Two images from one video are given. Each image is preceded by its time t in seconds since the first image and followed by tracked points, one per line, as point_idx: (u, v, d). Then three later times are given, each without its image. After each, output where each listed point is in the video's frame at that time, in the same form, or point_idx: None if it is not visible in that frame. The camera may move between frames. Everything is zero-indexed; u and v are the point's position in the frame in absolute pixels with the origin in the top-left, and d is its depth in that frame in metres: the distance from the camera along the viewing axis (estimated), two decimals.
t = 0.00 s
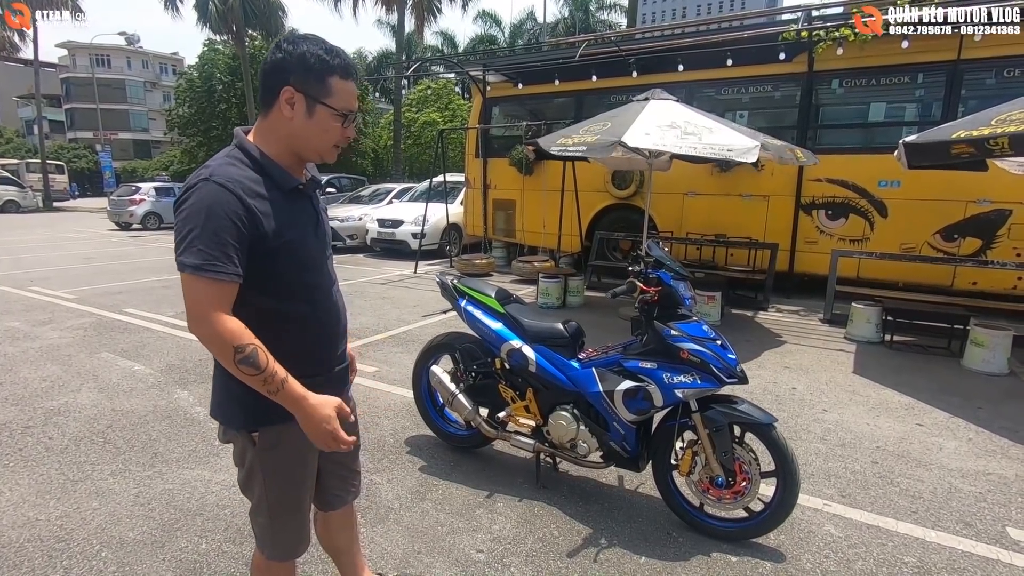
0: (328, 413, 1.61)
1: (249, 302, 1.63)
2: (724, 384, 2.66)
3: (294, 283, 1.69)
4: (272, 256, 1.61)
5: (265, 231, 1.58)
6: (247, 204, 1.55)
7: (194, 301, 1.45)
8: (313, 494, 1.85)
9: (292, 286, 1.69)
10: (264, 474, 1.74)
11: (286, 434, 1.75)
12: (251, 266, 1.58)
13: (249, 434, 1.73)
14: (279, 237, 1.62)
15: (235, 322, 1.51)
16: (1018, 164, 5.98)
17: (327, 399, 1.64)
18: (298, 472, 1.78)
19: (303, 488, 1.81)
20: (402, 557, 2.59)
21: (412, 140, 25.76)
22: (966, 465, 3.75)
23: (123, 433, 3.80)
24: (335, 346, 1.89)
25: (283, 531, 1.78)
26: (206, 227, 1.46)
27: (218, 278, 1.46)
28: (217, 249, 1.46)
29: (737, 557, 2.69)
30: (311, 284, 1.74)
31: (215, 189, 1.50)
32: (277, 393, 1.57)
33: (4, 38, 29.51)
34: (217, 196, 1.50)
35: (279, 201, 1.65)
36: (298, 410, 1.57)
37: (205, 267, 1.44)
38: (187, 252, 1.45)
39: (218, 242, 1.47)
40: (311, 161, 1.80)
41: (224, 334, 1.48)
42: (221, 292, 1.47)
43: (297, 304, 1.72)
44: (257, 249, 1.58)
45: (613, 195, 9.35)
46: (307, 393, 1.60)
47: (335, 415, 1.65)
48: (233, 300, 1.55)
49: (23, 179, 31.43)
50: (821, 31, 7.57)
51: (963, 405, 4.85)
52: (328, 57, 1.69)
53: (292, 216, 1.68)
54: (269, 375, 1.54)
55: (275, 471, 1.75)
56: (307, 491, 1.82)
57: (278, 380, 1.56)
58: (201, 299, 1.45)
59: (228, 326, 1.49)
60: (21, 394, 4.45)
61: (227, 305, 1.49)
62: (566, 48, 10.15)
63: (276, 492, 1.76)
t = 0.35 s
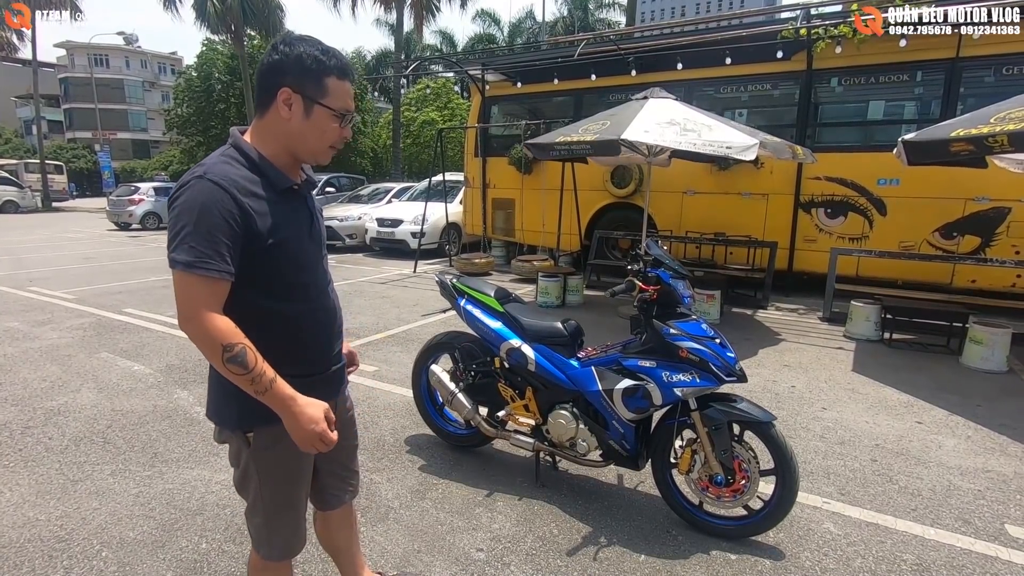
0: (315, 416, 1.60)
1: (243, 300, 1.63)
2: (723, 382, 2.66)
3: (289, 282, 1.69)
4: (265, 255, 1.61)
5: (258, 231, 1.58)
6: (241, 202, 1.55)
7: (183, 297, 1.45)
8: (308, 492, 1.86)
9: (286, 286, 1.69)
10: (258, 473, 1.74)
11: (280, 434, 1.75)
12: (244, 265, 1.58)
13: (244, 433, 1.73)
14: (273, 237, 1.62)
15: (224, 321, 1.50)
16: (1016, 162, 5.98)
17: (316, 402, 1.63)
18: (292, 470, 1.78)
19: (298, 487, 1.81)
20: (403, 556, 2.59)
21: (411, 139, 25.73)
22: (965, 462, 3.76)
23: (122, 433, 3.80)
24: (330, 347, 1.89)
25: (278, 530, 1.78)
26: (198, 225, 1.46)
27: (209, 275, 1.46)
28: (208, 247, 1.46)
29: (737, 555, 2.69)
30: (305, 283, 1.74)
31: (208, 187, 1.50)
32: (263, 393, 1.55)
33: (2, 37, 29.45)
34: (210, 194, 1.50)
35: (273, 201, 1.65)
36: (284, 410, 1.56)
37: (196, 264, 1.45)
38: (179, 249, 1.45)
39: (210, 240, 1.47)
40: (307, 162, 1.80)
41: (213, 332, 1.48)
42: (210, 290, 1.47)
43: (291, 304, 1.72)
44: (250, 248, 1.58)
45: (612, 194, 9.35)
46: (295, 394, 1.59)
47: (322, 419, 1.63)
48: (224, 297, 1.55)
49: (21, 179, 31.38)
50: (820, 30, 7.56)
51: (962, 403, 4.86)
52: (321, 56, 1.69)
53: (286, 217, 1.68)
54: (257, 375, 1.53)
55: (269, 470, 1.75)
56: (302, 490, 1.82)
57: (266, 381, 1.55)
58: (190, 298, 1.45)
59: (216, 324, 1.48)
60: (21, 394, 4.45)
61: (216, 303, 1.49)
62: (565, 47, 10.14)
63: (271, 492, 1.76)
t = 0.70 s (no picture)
0: (342, 383, 1.59)
1: (244, 298, 1.64)
2: (723, 382, 2.66)
3: (288, 282, 1.69)
4: (266, 252, 1.61)
5: (258, 227, 1.59)
6: (242, 197, 1.55)
7: (191, 288, 1.45)
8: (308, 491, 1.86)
9: (286, 285, 1.69)
10: (257, 473, 1.74)
11: (278, 433, 1.75)
12: (245, 262, 1.58)
13: (242, 433, 1.73)
14: (273, 234, 1.62)
15: (231, 309, 1.49)
16: (1016, 161, 5.98)
17: (336, 369, 1.63)
18: (292, 469, 1.79)
19: (297, 486, 1.81)
20: (403, 556, 2.59)
21: (411, 140, 25.75)
22: (965, 462, 3.76)
23: (123, 434, 3.80)
24: (330, 348, 1.90)
25: (277, 530, 1.79)
26: (201, 219, 1.47)
27: (211, 269, 1.46)
28: (211, 240, 1.47)
29: (737, 555, 2.69)
30: (305, 283, 1.74)
31: (210, 182, 1.51)
32: (285, 374, 1.54)
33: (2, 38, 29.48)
34: (212, 189, 1.51)
35: (273, 199, 1.65)
36: (307, 387, 1.55)
37: (198, 258, 1.45)
38: (182, 242, 1.46)
39: (213, 234, 1.47)
40: (299, 156, 1.75)
41: (221, 321, 1.47)
42: (217, 281, 1.47)
43: (291, 303, 1.72)
44: (251, 244, 1.58)
45: (612, 194, 9.35)
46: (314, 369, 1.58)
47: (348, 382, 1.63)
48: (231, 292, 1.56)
49: (22, 180, 31.42)
50: (820, 29, 7.56)
51: (962, 402, 4.86)
52: (293, 47, 1.65)
53: (286, 214, 1.69)
54: (274, 356, 1.52)
55: (268, 470, 1.75)
56: (302, 489, 1.83)
57: (284, 361, 1.53)
58: (200, 286, 1.46)
59: (223, 314, 1.47)
60: (21, 395, 4.46)
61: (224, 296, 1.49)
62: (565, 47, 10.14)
63: (270, 492, 1.76)
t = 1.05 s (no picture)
0: (281, 448, 1.54)
1: (250, 300, 1.64)
2: (725, 383, 2.66)
3: (293, 283, 1.70)
4: (273, 255, 1.62)
5: (264, 230, 1.59)
6: (247, 201, 1.56)
7: (195, 294, 1.45)
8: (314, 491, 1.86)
9: (293, 286, 1.70)
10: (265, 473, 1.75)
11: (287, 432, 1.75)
12: (248, 267, 1.59)
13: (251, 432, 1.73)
14: (279, 236, 1.63)
15: (225, 324, 1.50)
16: (1018, 161, 5.98)
17: (288, 432, 1.59)
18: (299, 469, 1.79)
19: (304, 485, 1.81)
20: (405, 557, 2.60)
21: (413, 141, 25.79)
22: (967, 462, 3.75)
23: (126, 436, 3.81)
24: (336, 347, 1.90)
25: (284, 528, 1.79)
26: (207, 225, 1.47)
27: (217, 274, 1.46)
28: (217, 246, 1.47)
29: (739, 556, 2.69)
30: (311, 283, 1.75)
31: (216, 187, 1.52)
32: (240, 409, 1.53)
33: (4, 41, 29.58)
34: (218, 192, 1.51)
35: (279, 201, 1.66)
36: (253, 431, 1.53)
37: (207, 263, 1.45)
38: (189, 248, 1.46)
39: (219, 239, 1.48)
40: (308, 158, 1.76)
41: (217, 332, 1.47)
42: (223, 287, 1.47)
43: (299, 304, 1.73)
44: (258, 247, 1.59)
45: (613, 194, 9.36)
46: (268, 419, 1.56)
47: (290, 450, 1.57)
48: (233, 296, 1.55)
49: (24, 182, 31.49)
50: (820, 30, 7.56)
51: (964, 403, 4.85)
52: (297, 48, 1.66)
53: (292, 217, 1.70)
54: (240, 387, 1.51)
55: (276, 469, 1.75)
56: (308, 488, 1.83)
57: (246, 395, 1.52)
58: (202, 293, 1.45)
59: (217, 328, 1.47)
60: (24, 397, 4.47)
61: (225, 302, 1.49)
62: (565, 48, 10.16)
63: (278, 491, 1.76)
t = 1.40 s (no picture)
0: (339, 366, 1.63)
1: (248, 299, 1.64)
2: (726, 384, 2.66)
3: (292, 281, 1.69)
4: (271, 252, 1.61)
5: (263, 228, 1.59)
6: (245, 200, 1.56)
7: (190, 293, 1.46)
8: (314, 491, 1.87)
9: (292, 284, 1.69)
10: (264, 474, 1.75)
11: (283, 433, 1.75)
12: (246, 265, 1.59)
13: (249, 435, 1.74)
14: (278, 233, 1.62)
15: (228, 312, 1.51)
16: (1020, 162, 5.97)
17: (336, 354, 1.66)
18: (299, 469, 1.79)
19: (304, 486, 1.82)
20: (407, 558, 2.60)
21: (414, 142, 25.83)
22: (970, 464, 3.74)
23: (128, 437, 3.82)
24: (334, 347, 1.89)
25: (283, 530, 1.79)
26: (202, 224, 1.48)
27: (212, 272, 1.46)
28: (212, 245, 1.47)
29: (741, 557, 2.69)
30: (310, 282, 1.75)
31: (212, 187, 1.52)
32: (284, 367, 1.58)
33: (7, 43, 29.66)
34: (214, 192, 1.51)
35: (277, 199, 1.66)
36: (306, 375, 1.59)
37: (200, 262, 1.45)
38: (184, 247, 1.47)
39: (213, 237, 1.48)
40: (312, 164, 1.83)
41: (217, 325, 1.48)
42: (217, 285, 1.48)
43: (298, 302, 1.73)
44: (255, 245, 1.59)
45: (615, 195, 9.36)
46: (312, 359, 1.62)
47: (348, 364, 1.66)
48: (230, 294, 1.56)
49: (27, 183, 31.54)
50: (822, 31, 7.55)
51: (967, 404, 4.84)
52: (333, 65, 1.75)
53: (291, 215, 1.69)
54: (271, 350, 1.55)
55: (275, 471, 1.76)
56: (308, 490, 1.83)
57: (280, 354, 1.57)
58: (198, 289, 1.46)
59: (221, 319, 1.49)
60: (26, 398, 4.47)
61: (221, 300, 1.50)
62: (566, 50, 10.17)
63: (276, 493, 1.77)
